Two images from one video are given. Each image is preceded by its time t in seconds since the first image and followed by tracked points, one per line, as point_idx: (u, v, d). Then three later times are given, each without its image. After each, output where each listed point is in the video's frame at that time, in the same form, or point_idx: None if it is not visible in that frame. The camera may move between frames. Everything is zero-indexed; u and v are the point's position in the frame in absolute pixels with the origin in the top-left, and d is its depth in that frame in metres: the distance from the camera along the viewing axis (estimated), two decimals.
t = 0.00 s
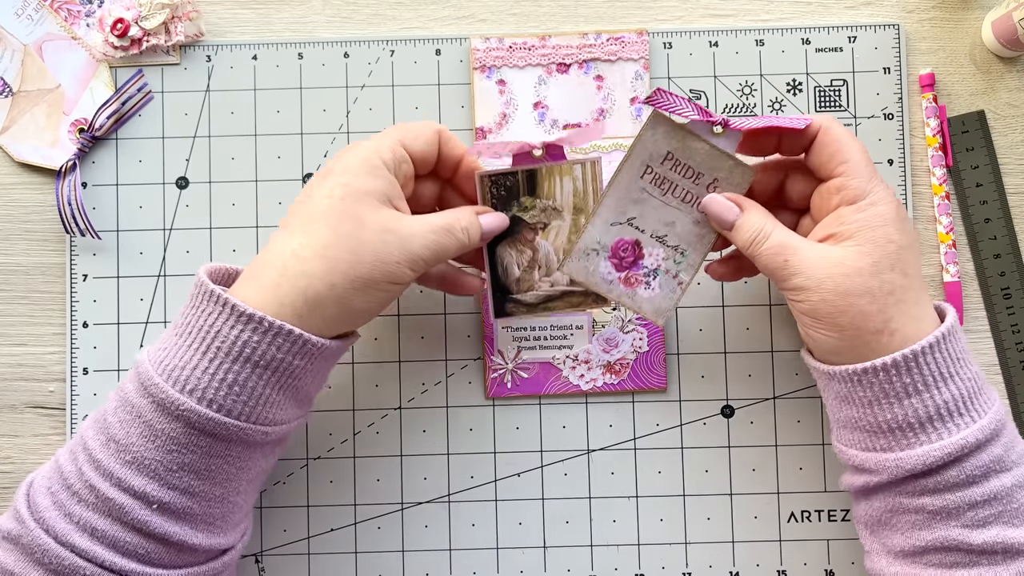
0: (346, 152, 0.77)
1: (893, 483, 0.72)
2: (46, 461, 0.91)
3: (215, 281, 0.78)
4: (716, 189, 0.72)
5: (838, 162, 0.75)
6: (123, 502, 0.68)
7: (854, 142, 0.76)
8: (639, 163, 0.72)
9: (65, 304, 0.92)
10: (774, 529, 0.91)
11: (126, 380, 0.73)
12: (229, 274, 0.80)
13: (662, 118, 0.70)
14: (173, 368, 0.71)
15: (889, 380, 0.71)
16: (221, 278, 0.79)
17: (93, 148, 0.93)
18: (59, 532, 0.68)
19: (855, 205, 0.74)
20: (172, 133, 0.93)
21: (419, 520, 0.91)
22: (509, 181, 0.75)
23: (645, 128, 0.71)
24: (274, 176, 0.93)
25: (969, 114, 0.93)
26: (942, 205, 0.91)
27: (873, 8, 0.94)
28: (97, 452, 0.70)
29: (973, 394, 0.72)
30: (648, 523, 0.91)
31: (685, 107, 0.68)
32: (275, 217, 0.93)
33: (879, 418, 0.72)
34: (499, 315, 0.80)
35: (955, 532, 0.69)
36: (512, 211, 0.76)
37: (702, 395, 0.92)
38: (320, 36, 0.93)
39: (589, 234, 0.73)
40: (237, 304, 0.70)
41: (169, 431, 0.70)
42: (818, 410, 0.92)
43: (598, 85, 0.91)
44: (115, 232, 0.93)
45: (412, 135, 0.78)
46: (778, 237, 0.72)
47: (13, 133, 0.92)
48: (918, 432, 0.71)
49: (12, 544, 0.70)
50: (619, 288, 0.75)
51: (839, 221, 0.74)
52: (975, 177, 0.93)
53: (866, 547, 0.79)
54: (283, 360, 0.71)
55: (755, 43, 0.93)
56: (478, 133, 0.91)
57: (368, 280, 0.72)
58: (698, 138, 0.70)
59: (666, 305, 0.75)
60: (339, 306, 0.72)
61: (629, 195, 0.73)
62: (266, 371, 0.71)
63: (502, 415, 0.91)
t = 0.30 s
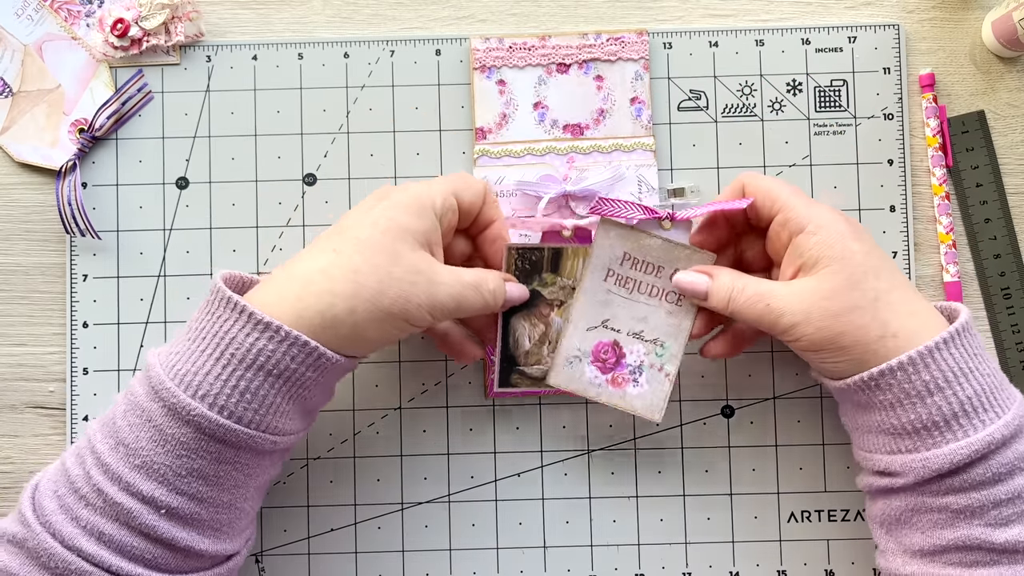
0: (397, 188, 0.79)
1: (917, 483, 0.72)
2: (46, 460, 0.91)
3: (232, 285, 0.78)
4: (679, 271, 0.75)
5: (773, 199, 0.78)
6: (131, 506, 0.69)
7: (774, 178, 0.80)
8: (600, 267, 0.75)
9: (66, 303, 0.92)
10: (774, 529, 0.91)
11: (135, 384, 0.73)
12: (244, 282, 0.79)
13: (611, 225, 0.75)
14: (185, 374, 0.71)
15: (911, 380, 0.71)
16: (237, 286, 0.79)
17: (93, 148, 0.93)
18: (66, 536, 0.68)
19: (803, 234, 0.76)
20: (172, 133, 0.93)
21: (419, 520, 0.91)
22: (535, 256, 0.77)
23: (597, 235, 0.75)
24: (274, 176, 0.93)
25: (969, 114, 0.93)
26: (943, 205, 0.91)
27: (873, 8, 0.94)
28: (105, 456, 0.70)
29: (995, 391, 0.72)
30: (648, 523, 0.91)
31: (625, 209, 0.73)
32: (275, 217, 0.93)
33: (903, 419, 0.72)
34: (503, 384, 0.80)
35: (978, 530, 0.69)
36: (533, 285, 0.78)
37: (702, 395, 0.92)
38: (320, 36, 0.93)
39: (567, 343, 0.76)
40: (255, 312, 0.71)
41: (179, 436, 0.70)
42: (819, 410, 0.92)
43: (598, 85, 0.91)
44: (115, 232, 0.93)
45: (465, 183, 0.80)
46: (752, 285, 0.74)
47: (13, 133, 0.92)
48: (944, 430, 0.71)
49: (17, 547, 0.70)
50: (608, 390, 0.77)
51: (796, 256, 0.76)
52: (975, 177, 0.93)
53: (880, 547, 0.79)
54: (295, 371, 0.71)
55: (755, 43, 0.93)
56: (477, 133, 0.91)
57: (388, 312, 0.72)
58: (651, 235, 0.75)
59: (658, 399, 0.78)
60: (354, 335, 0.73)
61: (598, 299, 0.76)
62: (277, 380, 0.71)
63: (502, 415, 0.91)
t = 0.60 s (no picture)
0: (383, 181, 0.79)
1: (909, 488, 0.72)
2: (46, 461, 0.91)
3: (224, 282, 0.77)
4: (675, 274, 0.79)
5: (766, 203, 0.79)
6: (129, 504, 0.68)
7: (771, 183, 0.80)
8: (594, 264, 0.81)
9: (65, 304, 0.92)
10: (774, 529, 0.91)
11: (131, 382, 0.73)
12: (238, 279, 0.79)
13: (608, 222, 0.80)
14: (181, 371, 0.71)
15: (898, 388, 0.71)
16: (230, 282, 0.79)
17: (93, 148, 0.93)
18: (64, 535, 0.68)
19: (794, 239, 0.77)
20: (172, 133, 0.93)
21: (419, 520, 0.91)
22: (523, 241, 0.81)
23: (594, 232, 0.80)
24: (274, 176, 0.93)
25: (969, 114, 0.93)
26: (943, 205, 0.91)
27: (873, 8, 0.94)
28: (102, 455, 0.70)
29: (987, 398, 0.71)
30: (648, 523, 0.91)
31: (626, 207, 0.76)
32: (275, 217, 0.93)
33: (893, 426, 0.72)
34: (505, 370, 0.83)
35: (970, 538, 0.69)
36: (526, 271, 0.82)
37: (702, 395, 0.92)
38: (320, 36, 0.93)
39: (559, 333, 0.82)
40: (249, 308, 0.70)
41: (176, 433, 0.70)
42: (819, 410, 0.92)
43: (598, 85, 0.91)
44: (115, 232, 0.93)
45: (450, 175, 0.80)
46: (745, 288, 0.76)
47: (13, 133, 0.92)
48: (933, 437, 0.70)
49: (16, 547, 0.70)
50: (594, 381, 0.83)
51: (786, 262, 0.77)
52: (975, 177, 0.93)
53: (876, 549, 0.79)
54: (292, 366, 0.71)
55: (755, 43, 0.93)
56: (477, 133, 0.91)
57: (383, 304, 0.73)
58: (646, 234, 0.80)
59: (641, 392, 0.84)
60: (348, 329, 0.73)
61: (590, 294, 0.81)
62: (273, 375, 0.71)
63: (502, 415, 0.91)
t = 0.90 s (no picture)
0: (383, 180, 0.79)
1: (907, 488, 0.72)
2: (45, 461, 0.91)
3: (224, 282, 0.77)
4: (676, 263, 0.80)
5: (772, 197, 0.79)
6: (132, 503, 0.68)
7: (777, 178, 0.80)
8: (593, 256, 0.80)
9: (66, 303, 0.92)
10: (774, 529, 0.91)
11: (133, 381, 0.73)
12: (238, 278, 0.79)
13: (605, 215, 0.79)
14: (183, 370, 0.71)
15: (895, 388, 0.71)
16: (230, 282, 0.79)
17: (93, 148, 0.93)
18: (67, 534, 0.68)
19: (798, 235, 0.77)
20: (172, 133, 0.93)
21: (420, 520, 0.91)
22: (525, 238, 0.83)
23: (592, 226, 0.80)
24: (274, 176, 0.93)
25: (969, 114, 0.93)
26: (943, 205, 0.91)
27: (873, 8, 0.94)
28: (104, 453, 0.70)
29: (984, 398, 0.71)
30: (648, 523, 0.91)
31: (622, 197, 0.77)
32: (275, 217, 0.93)
33: (891, 426, 0.72)
34: (508, 368, 0.85)
35: (968, 538, 0.69)
36: (527, 266, 0.83)
37: (702, 396, 0.92)
38: (320, 36, 0.93)
39: (561, 324, 0.82)
40: (250, 307, 0.71)
41: (178, 432, 0.70)
42: (819, 410, 0.92)
43: (598, 85, 0.91)
44: (115, 232, 0.93)
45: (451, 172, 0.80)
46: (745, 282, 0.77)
47: (13, 133, 0.92)
48: (931, 438, 0.70)
49: (19, 546, 0.70)
50: (597, 371, 0.83)
51: (790, 257, 0.77)
52: (975, 177, 0.93)
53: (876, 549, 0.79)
54: (294, 364, 0.71)
55: (755, 43, 0.93)
56: (478, 133, 0.91)
57: (385, 301, 0.73)
58: (645, 224, 0.80)
59: (644, 382, 0.83)
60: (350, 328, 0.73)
61: (591, 285, 0.81)
62: (276, 373, 0.71)
63: (502, 415, 0.91)
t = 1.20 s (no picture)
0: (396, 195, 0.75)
1: (894, 502, 0.72)
2: (45, 461, 0.91)
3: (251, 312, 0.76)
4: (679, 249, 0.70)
5: (796, 187, 0.74)
6: (145, 528, 0.67)
7: (804, 168, 0.75)
8: (611, 247, 0.69)
9: (66, 303, 0.92)
10: (774, 529, 0.91)
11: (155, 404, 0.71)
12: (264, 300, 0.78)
13: (615, 205, 0.68)
14: (206, 399, 0.69)
15: (884, 403, 0.70)
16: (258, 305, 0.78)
17: (93, 148, 0.93)
18: (77, 553, 0.66)
19: (815, 235, 0.72)
20: (172, 133, 0.93)
21: (419, 520, 0.91)
22: (565, 231, 0.70)
23: (602, 216, 0.68)
24: (274, 176, 0.93)
25: (969, 114, 0.93)
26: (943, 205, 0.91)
27: (873, 8, 0.94)
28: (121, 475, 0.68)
29: (972, 411, 0.71)
30: (648, 523, 0.91)
31: (633, 181, 0.66)
32: (275, 217, 0.93)
33: (878, 440, 0.71)
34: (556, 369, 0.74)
35: (956, 550, 0.69)
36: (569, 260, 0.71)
37: (702, 395, 0.92)
38: (320, 36, 0.93)
39: (590, 323, 0.72)
40: (277, 345, 0.69)
41: (197, 463, 0.68)
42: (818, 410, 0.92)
43: (598, 85, 0.91)
44: (115, 232, 0.93)
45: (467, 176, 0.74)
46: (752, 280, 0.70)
47: (13, 133, 0.92)
48: (918, 452, 0.70)
49: (24, 557, 0.68)
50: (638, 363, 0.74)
51: (804, 256, 0.72)
52: (975, 177, 0.93)
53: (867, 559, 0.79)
54: (317, 405, 0.70)
55: (755, 43, 0.93)
56: (477, 133, 0.91)
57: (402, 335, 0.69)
58: (654, 202, 0.68)
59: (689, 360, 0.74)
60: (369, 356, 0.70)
61: (612, 278, 0.70)
62: (298, 413, 0.70)
63: (502, 415, 0.91)
